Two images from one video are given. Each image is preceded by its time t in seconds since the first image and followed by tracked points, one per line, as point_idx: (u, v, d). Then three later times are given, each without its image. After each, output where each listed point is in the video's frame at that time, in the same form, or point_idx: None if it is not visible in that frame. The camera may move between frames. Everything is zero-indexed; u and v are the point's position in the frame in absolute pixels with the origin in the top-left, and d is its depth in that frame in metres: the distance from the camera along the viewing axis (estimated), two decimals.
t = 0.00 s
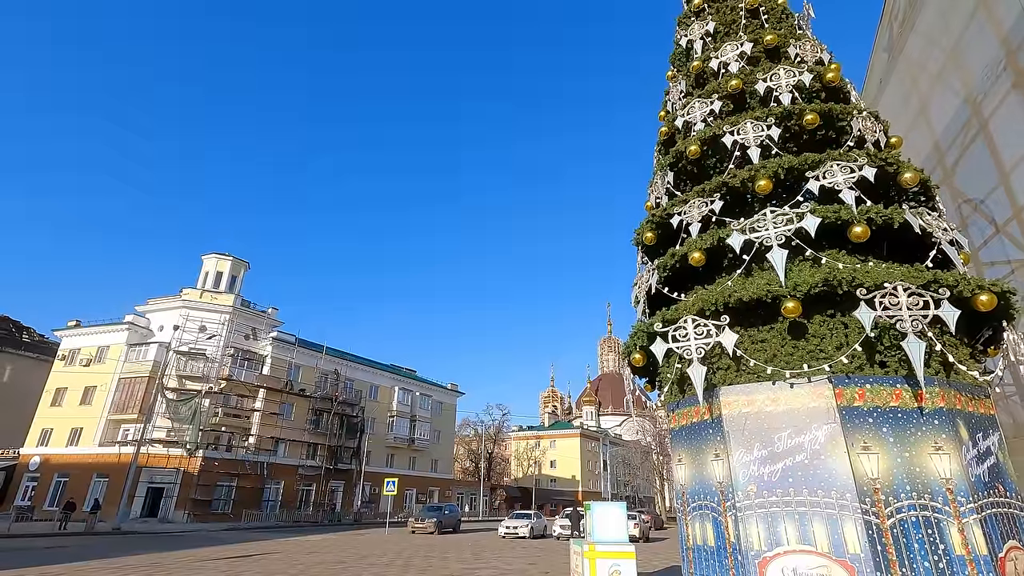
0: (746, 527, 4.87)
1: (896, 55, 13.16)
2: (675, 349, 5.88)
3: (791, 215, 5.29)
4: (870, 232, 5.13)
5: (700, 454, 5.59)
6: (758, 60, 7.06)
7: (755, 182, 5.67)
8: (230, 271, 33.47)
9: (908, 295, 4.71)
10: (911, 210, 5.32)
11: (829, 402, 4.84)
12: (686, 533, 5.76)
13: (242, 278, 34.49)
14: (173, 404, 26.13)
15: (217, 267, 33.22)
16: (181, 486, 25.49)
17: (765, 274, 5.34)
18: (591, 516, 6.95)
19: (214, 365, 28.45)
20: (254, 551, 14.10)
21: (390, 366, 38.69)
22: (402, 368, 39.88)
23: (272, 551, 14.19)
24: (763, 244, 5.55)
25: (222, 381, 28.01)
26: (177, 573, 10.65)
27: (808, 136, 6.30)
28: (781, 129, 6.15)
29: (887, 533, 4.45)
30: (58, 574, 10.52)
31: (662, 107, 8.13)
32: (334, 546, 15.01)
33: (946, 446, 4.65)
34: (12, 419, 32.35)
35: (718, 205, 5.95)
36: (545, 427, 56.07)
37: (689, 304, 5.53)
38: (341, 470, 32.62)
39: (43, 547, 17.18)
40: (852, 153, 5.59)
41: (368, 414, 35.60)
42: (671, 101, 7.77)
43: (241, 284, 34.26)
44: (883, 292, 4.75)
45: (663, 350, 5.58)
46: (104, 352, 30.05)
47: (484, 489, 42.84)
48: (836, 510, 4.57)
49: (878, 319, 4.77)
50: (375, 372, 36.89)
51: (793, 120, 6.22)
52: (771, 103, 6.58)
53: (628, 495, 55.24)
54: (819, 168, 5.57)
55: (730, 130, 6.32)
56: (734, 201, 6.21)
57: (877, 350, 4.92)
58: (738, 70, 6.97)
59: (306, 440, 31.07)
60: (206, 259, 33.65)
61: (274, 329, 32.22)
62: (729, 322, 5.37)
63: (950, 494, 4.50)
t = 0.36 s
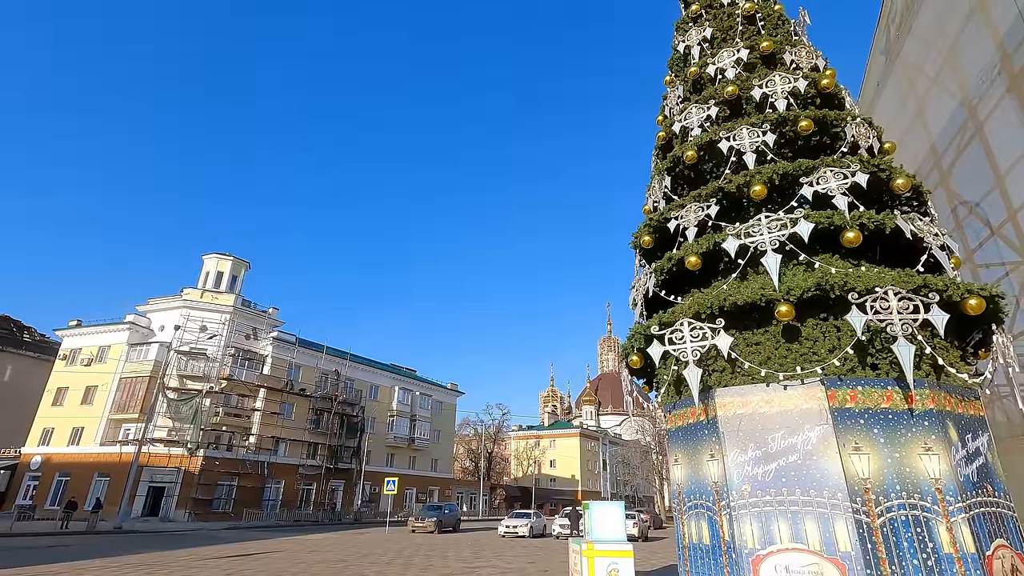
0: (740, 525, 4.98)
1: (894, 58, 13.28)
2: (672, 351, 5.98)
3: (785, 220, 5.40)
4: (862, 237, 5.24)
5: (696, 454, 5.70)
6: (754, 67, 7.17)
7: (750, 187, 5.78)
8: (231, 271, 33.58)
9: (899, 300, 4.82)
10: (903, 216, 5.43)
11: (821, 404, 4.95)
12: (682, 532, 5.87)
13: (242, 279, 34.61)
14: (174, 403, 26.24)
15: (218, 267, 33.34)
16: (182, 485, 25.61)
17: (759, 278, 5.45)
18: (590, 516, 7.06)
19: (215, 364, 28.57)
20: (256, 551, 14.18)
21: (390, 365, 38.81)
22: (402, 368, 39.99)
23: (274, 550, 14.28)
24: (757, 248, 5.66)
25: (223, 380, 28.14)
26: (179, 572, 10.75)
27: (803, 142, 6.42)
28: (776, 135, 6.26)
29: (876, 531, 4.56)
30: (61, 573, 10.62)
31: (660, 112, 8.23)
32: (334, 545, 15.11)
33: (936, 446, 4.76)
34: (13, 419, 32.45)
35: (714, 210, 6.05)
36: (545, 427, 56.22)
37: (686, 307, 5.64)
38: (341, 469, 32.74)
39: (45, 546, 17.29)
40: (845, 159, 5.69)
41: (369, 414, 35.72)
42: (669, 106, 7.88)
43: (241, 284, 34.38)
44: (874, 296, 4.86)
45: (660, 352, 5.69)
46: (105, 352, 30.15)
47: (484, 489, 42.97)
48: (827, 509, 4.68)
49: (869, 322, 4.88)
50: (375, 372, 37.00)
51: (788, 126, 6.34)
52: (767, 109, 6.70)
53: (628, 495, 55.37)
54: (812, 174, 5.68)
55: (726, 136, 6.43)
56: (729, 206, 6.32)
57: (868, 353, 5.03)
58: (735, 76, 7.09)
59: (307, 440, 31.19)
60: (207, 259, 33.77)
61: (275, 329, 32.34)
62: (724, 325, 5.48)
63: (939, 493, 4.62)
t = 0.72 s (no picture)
0: (733, 524, 5.10)
1: (890, 62, 13.40)
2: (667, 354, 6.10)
3: (778, 226, 5.53)
4: (852, 243, 5.37)
5: (690, 455, 5.83)
6: (749, 74, 7.30)
7: (744, 194, 5.91)
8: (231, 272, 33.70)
9: (888, 304, 4.95)
10: (893, 222, 5.56)
11: (812, 406, 5.07)
12: (677, 531, 5.99)
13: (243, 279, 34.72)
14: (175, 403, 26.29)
15: (218, 268, 33.47)
16: (182, 485, 25.72)
17: (752, 283, 5.58)
18: (588, 516, 7.19)
19: (216, 365, 28.68)
20: (257, 551, 14.29)
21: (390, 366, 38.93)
22: (402, 368, 40.11)
23: (275, 550, 14.38)
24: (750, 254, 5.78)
25: (224, 381, 28.29)
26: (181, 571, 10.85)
27: (796, 149, 6.55)
28: (769, 142, 6.38)
29: (865, 530, 4.68)
30: (64, 572, 10.73)
31: (657, 117, 8.35)
32: (335, 545, 15.22)
33: (924, 448, 4.88)
34: (14, 419, 32.55)
35: (708, 215, 6.18)
36: (545, 427, 56.34)
37: (680, 311, 5.76)
38: (341, 469, 32.84)
39: (47, 545, 17.39)
40: (837, 166, 5.82)
41: (369, 414, 35.82)
42: (666, 112, 8.00)
43: (242, 284, 34.49)
44: (863, 301, 4.99)
45: (655, 355, 5.81)
46: (106, 352, 30.26)
47: (483, 489, 43.09)
48: (817, 509, 4.80)
49: (858, 327, 5.01)
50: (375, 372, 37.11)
51: (781, 134, 6.47)
52: (761, 116, 6.82)
53: (627, 495, 55.49)
54: (805, 181, 5.80)
55: (721, 143, 6.55)
56: (724, 212, 6.45)
57: (858, 356, 5.16)
58: (730, 84, 7.21)
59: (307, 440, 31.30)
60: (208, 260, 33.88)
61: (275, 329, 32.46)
62: (718, 329, 5.60)
63: (927, 493, 4.74)
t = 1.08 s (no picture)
0: (726, 523, 5.23)
1: (885, 66, 13.52)
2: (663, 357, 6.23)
3: (770, 232, 5.66)
4: (843, 249, 5.50)
5: (686, 456, 5.96)
6: (744, 81, 7.42)
7: (738, 201, 6.03)
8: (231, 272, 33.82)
9: (877, 309, 5.07)
10: (883, 228, 5.69)
11: (803, 408, 5.20)
12: (673, 530, 6.11)
13: (243, 280, 34.82)
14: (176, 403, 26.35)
15: (219, 268, 33.57)
16: (183, 485, 25.82)
17: (745, 288, 5.70)
18: (586, 515, 7.31)
19: (216, 365, 28.79)
20: (258, 550, 14.39)
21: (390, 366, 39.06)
22: (402, 369, 40.24)
23: (276, 549, 14.48)
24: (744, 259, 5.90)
25: (224, 381, 28.41)
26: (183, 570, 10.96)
27: (789, 156, 6.67)
28: (763, 149, 6.50)
29: (854, 529, 4.81)
30: (67, 571, 10.84)
31: (654, 122, 8.47)
32: (335, 545, 15.35)
33: (912, 449, 5.01)
34: (15, 419, 32.65)
35: (703, 221, 6.30)
36: (544, 427, 56.48)
37: (676, 315, 5.88)
38: (341, 469, 32.95)
39: (48, 545, 17.48)
40: (829, 173, 5.94)
41: (368, 414, 35.95)
42: (663, 118, 8.12)
43: (242, 285, 34.61)
44: (853, 306, 5.11)
45: (651, 358, 5.94)
46: (106, 352, 30.37)
47: (483, 489, 43.22)
48: (808, 508, 4.93)
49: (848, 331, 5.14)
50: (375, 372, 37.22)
51: (775, 141, 6.59)
52: (755, 124, 6.94)
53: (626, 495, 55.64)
54: (798, 188, 5.91)
55: (716, 149, 6.67)
56: (719, 218, 6.57)
57: (849, 359, 5.28)
58: (725, 90, 7.34)
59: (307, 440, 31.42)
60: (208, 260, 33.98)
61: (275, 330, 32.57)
62: (713, 332, 5.73)
63: (915, 493, 4.87)
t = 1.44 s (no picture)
0: (722, 522, 5.35)
1: (882, 70, 13.66)
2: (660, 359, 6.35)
3: (766, 237, 5.78)
4: (837, 253, 5.62)
5: (683, 457, 6.08)
6: (741, 88, 7.55)
7: (735, 206, 6.15)
8: (232, 273, 33.93)
9: (870, 313, 5.19)
10: (876, 233, 5.81)
11: (797, 409, 5.32)
12: (670, 529, 6.23)
13: (244, 280, 34.93)
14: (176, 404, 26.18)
15: (219, 269, 33.67)
16: (183, 485, 25.93)
17: (741, 292, 5.83)
18: (585, 515, 7.42)
19: (216, 366, 28.89)
20: (259, 550, 14.49)
21: (390, 366, 39.18)
22: (402, 369, 40.36)
23: (277, 549, 14.58)
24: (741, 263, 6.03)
25: (224, 381, 28.51)
26: (187, 570, 11.08)
27: (785, 161, 6.80)
28: (760, 155, 6.63)
29: (846, 528, 4.93)
30: (71, 571, 10.94)
31: (653, 127, 8.60)
32: (336, 544, 15.45)
33: (904, 449, 5.13)
34: (15, 419, 32.71)
35: (700, 226, 6.42)
36: (544, 427, 56.62)
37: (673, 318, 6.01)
38: (341, 470, 33.05)
39: (51, 545, 17.56)
40: (824, 179, 6.07)
41: (368, 414, 36.07)
42: (661, 123, 8.24)
43: (242, 285, 34.72)
44: (846, 310, 5.23)
45: (649, 360, 6.06)
46: (107, 353, 30.46)
47: (482, 489, 43.34)
48: (802, 508, 5.05)
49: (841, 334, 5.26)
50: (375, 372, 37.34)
51: (771, 147, 6.72)
52: (752, 129, 7.06)
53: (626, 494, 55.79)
54: (793, 194, 6.04)
55: (713, 155, 6.80)
56: (716, 223, 6.69)
57: (843, 362, 5.40)
58: (722, 97, 7.47)
59: (307, 440, 31.54)
60: (208, 261, 34.08)
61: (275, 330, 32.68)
62: (709, 336, 5.85)
63: (906, 493, 5.00)
